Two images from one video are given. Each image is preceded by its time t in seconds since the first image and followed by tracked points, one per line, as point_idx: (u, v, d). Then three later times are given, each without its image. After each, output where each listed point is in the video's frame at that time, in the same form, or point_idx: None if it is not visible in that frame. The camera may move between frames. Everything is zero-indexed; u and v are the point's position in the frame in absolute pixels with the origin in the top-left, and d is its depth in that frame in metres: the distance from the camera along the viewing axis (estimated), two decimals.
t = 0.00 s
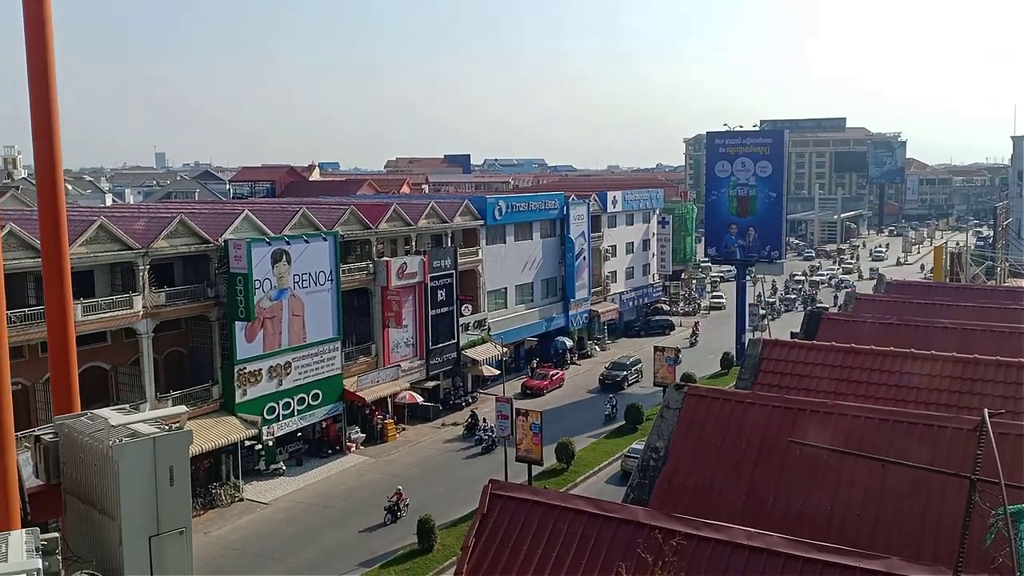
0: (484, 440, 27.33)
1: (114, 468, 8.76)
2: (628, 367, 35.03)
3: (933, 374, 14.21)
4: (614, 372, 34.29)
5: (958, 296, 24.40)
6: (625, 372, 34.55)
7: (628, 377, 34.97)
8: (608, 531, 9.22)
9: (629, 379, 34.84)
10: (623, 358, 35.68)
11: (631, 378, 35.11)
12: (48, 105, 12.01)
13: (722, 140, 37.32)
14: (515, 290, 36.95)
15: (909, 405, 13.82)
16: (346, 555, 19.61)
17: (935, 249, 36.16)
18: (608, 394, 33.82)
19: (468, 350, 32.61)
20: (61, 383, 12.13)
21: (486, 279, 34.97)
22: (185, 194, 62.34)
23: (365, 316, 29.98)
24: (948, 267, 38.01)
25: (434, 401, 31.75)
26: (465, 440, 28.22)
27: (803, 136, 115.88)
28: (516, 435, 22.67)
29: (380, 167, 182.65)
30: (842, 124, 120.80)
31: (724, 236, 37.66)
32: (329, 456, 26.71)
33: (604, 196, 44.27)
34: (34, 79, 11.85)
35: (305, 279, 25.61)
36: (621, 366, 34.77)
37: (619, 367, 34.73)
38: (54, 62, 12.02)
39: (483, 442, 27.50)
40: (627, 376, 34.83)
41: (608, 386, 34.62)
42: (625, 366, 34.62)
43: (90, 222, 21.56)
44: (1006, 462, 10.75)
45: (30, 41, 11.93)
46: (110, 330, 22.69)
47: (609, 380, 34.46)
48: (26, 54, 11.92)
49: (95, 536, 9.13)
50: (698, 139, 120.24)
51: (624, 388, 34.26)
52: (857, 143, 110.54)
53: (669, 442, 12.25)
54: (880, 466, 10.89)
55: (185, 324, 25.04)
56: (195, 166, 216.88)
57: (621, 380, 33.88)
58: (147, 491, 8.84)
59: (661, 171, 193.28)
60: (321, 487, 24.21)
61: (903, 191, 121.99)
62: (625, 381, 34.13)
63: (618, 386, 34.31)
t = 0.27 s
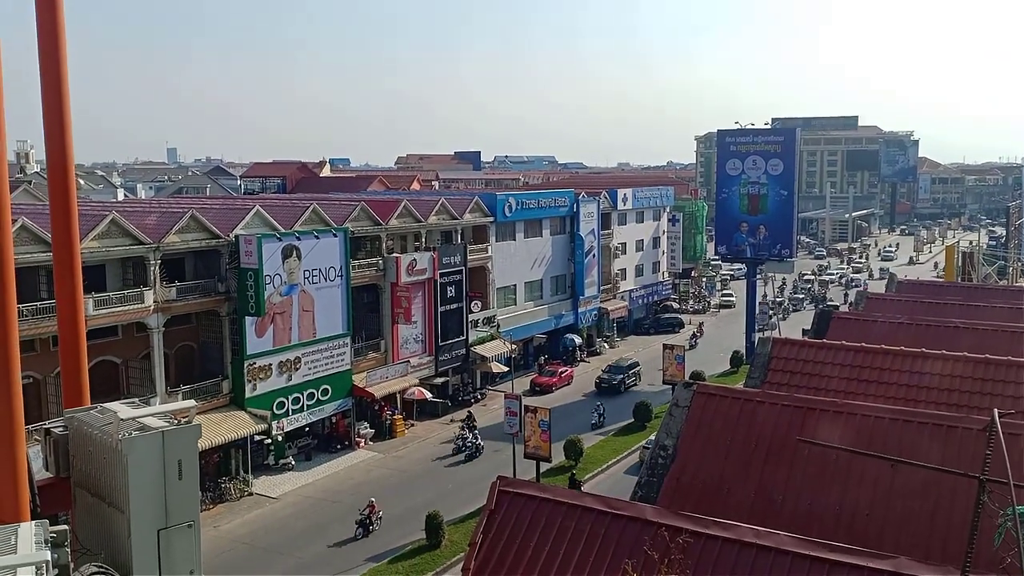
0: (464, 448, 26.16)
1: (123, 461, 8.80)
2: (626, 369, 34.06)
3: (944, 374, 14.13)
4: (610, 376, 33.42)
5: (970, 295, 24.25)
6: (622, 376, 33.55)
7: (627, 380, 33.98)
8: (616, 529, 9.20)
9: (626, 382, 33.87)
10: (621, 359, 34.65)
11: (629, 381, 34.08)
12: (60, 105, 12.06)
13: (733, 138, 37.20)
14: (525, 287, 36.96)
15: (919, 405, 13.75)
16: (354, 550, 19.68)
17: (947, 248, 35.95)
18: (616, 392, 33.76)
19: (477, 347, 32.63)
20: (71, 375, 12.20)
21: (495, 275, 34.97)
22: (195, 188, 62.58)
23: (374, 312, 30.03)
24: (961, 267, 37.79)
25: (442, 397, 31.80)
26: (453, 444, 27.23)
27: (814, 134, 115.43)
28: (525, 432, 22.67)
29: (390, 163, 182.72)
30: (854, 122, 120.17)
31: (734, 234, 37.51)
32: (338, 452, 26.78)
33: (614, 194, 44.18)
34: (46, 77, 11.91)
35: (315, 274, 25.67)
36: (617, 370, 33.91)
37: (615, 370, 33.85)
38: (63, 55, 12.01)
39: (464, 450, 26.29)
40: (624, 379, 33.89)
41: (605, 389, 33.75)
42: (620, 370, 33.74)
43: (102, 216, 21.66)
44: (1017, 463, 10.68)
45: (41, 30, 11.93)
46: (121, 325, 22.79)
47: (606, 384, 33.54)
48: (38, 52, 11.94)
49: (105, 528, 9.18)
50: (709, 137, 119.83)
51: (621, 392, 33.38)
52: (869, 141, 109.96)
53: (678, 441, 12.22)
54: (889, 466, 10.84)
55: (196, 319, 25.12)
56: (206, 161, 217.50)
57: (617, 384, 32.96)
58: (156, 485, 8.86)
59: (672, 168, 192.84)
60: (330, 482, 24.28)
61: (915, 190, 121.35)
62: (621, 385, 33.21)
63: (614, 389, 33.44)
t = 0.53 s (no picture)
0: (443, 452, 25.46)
1: (127, 454, 8.84)
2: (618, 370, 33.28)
3: (948, 371, 14.11)
4: (602, 378, 32.76)
5: (976, 292, 24.19)
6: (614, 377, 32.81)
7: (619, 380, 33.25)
8: (619, 523, 9.22)
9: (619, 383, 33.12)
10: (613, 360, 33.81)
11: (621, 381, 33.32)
12: (65, 101, 12.08)
13: (739, 134, 37.09)
14: (529, 282, 36.94)
15: (923, 402, 13.73)
16: (358, 544, 19.72)
17: (953, 245, 35.85)
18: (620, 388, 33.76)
19: (481, 342, 32.65)
20: (76, 368, 12.25)
21: (500, 271, 34.96)
22: (201, 182, 62.62)
23: (379, 307, 30.05)
24: (966, 264, 37.69)
25: (446, 392, 31.82)
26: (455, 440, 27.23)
27: (821, 130, 115.03)
28: (529, 427, 22.69)
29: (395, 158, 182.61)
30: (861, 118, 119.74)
31: (739, 230, 37.43)
32: (342, 446, 26.83)
33: (619, 189, 44.11)
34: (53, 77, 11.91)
35: (320, 269, 25.68)
36: (609, 370, 33.23)
37: (607, 371, 33.18)
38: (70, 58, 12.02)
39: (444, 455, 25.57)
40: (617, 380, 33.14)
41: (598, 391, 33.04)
42: (613, 371, 33.06)
43: (107, 210, 21.71)
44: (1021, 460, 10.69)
45: (48, 34, 11.94)
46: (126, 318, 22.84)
47: (599, 386, 32.83)
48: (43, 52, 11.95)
49: (109, 520, 9.22)
50: (714, 133, 119.53)
51: (614, 394, 32.68)
52: (876, 137, 109.57)
53: (681, 436, 12.21)
54: (892, 462, 10.84)
55: (201, 313, 25.17)
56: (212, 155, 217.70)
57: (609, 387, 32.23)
58: (160, 478, 8.90)
59: (677, 164, 192.57)
60: (334, 476, 24.33)
61: (921, 187, 120.98)
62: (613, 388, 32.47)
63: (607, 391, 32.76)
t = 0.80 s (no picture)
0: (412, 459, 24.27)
1: (131, 445, 8.85)
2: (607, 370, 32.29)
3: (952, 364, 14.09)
4: (590, 378, 31.83)
5: (980, 287, 24.11)
6: (603, 378, 31.84)
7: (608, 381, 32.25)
8: (621, 516, 9.21)
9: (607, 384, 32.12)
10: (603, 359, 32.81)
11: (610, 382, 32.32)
12: (69, 87, 12.07)
13: (743, 128, 37.02)
14: (533, 276, 36.93)
15: (928, 396, 13.69)
16: (361, 536, 19.76)
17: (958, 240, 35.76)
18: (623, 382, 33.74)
19: (484, 335, 32.68)
20: (80, 357, 12.27)
21: (504, 264, 34.94)
22: (205, 174, 62.64)
23: (382, 300, 30.06)
24: (971, 258, 37.60)
25: (450, 385, 31.84)
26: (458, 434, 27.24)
27: (825, 124, 114.72)
28: (532, 420, 22.69)
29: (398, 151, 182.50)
30: (866, 112, 119.38)
31: (743, 224, 37.38)
32: (345, 438, 26.88)
33: (623, 183, 44.04)
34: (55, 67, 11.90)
35: (323, 262, 25.67)
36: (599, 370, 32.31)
37: (597, 370, 32.28)
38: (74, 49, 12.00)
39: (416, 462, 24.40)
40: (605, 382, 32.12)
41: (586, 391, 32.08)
42: (602, 370, 32.15)
43: (111, 202, 21.73)
44: None
45: (51, 24, 11.88)
46: (130, 310, 22.87)
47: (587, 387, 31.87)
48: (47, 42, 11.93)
49: (112, 511, 9.24)
50: (719, 127, 119.25)
51: (603, 395, 31.75)
52: (881, 132, 109.28)
53: (684, 429, 12.18)
54: (896, 457, 10.83)
55: (205, 306, 25.20)
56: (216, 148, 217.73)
57: (597, 389, 31.31)
58: (163, 469, 8.91)
59: (680, 158, 192.13)
60: (337, 469, 24.36)
61: (926, 181, 120.71)
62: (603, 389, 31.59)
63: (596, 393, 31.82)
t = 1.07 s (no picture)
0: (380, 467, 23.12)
1: (135, 435, 8.87)
2: (595, 370, 31.38)
3: (957, 359, 14.05)
4: (579, 377, 30.97)
5: (986, 281, 24.03)
6: (591, 378, 30.97)
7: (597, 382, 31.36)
8: (625, 508, 9.22)
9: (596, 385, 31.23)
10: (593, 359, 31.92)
11: (600, 382, 31.44)
12: (74, 71, 12.02)
13: (749, 120, 36.90)
14: (537, 268, 36.89)
15: (933, 390, 13.67)
16: (365, 528, 19.82)
17: (964, 234, 35.67)
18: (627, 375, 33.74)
19: (488, 328, 32.69)
20: (85, 347, 12.28)
21: (508, 257, 34.92)
22: (209, 166, 62.62)
23: (386, 292, 30.08)
24: (977, 253, 37.48)
25: (454, 378, 31.87)
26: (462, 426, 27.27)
27: (831, 117, 114.35)
28: (535, 413, 22.71)
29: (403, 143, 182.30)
30: (872, 105, 118.93)
31: (748, 217, 37.29)
32: (349, 430, 26.93)
33: (628, 176, 43.94)
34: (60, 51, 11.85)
35: (328, 254, 25.69)
36: (588, 370, 31.44)
37: (587, 370, 31.41)
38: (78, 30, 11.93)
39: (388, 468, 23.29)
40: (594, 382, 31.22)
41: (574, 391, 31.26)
42: (592, 370, 31.30)
43: (116, 193, 21.74)
44: None
45: (56, 10, 11.83)
46: (135, 302, 22.92)
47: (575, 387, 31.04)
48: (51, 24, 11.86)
49: (117, 501, 9.26)
50: (724, 119, 118.94)
51: (591, 396, 30.90)
52: (887, 125, 108.88)
53: (688, 422, 12.17)
54: (901, 451, 10.81)
55: (209, 297, 25.24)
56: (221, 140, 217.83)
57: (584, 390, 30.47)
58: (168, 459, 8.93)
59: (685, 150, 191.73)
60: (341, 461, 24.40)
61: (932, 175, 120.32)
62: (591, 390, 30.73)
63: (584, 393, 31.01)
